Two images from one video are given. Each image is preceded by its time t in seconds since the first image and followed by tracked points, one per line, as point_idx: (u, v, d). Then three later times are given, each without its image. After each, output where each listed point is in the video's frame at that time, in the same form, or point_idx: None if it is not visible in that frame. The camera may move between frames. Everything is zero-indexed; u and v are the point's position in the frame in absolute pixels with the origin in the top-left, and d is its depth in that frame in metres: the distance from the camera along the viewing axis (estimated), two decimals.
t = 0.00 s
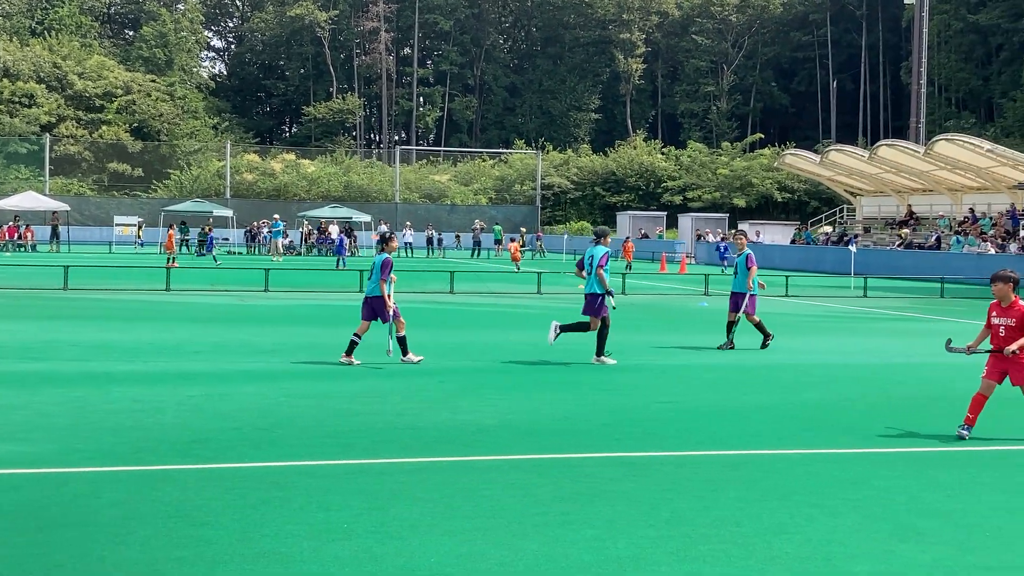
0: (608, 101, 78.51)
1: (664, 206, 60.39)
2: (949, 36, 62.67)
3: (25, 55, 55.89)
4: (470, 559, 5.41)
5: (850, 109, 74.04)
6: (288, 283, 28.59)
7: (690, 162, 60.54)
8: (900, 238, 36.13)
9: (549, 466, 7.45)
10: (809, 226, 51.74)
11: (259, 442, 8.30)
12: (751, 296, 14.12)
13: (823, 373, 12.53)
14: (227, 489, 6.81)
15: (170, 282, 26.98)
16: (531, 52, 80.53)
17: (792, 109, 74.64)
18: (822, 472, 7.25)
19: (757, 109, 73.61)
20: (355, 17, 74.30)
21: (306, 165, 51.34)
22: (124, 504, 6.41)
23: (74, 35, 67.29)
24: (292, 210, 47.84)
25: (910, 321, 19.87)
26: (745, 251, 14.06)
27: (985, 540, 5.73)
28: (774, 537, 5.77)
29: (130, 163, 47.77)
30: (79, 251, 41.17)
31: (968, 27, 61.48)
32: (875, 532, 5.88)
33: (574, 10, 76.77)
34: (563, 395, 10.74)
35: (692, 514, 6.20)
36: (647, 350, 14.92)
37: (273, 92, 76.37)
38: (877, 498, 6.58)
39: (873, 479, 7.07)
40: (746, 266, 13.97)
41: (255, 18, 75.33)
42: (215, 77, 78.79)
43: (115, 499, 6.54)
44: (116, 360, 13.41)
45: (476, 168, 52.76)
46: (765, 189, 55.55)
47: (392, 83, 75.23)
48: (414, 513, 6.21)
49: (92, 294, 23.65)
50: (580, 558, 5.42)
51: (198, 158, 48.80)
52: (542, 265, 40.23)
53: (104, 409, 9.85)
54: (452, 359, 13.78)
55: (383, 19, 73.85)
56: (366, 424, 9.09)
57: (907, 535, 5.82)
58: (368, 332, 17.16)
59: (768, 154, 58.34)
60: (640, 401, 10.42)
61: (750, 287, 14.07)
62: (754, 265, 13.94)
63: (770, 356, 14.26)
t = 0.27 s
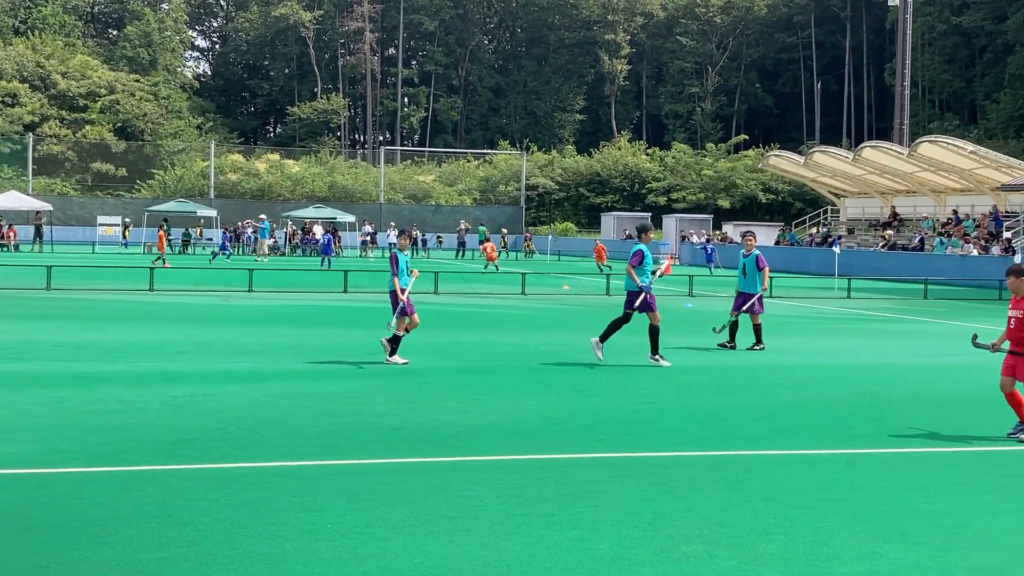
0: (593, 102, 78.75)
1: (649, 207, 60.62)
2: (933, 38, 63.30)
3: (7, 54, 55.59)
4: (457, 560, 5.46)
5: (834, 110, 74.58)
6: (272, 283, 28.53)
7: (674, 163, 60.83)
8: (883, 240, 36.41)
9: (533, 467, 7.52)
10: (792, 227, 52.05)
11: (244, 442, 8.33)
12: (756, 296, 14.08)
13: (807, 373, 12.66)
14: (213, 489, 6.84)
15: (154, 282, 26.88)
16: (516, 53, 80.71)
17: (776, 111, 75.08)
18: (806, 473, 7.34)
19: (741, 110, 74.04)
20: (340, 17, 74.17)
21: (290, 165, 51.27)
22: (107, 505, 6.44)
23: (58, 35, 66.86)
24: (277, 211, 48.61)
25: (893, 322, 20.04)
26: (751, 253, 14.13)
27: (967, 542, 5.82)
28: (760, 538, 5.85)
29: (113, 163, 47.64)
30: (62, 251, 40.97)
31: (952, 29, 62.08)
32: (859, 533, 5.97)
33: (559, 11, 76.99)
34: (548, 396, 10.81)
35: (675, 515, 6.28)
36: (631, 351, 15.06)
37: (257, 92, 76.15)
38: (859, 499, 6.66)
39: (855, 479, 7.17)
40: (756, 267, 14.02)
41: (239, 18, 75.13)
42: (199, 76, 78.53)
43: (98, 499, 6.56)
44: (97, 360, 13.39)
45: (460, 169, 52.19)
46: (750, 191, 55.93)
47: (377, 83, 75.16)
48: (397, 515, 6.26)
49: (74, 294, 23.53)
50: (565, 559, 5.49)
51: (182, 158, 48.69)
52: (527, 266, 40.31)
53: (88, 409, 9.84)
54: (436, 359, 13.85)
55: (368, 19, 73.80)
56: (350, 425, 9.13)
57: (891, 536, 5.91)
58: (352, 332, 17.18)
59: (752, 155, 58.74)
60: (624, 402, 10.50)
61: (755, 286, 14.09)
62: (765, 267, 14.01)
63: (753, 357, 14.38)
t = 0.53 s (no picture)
0: (583, 103, 78.87)
1: (639, 209, 60.75)
2: (923, 41, 63.63)
3: None
4: (448, 561, 5.51)
5: (825, 113, 74.91)
6: (263, 284, 28.51)
7: (664, 165, 60.99)
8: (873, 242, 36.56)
9: (524, 468, 7.57)
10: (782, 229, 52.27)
11: (237, 443, 8.36)
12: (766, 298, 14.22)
13: (797, 375, 12.75)
14: (206, 490, 6.87)
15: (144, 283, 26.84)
16: (506, 54, 80.90)
17: (767, 113, 75.38)
18: (795, 474, 7.41)
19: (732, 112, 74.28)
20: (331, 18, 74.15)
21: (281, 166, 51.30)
22: (99, 505, 6.48)
23: (48, 35, 66.65)
24: (267, 212, 47.80)
25: (883, 324, 20.16)
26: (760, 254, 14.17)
27: (952, 542, 5.90)
28: (749, 539, 5.91)
29: (103, 164, 47.64)
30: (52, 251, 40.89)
31: (942, 32, 62.40)
32: (846, 534, 6.04)
33: (550, 12, 77.14)
34: (539, 397, 10.87)
35: (664, 516, 6.34)
36: (622, 352, 15.13)
37: (248, 93, 76.07)
38: (847, 500, 6.74)
39: (843, 481, 7.24)
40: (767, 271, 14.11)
41: (230, 19, 75.09)
42: (190, 77, 78.44)
43: (89, 500, 6.60)
44: (87, 360, 13.40)
45: (451, 170, 52.19)
46: (740, 192, 56.11)
47: (367, 84, 75.12)
48: (388, 515, 6.31)
49: (63, 295, 23.48)
50: (555, 559, 5.54)
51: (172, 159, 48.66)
52: (517, 267, 40.40)
53: (79, 410, 9.85)
54: (428, 360, 13.89)
55: (360, 20, 73.76)
56: (342, 426, 9.16)
57: (878, 537, 5.98)
58: (344, 333, 17.20)
59: (743, 157, 58.92)
60: (615, 403, 10.56)
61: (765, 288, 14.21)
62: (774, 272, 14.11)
63: (744, 358, 14.47)
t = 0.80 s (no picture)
0: (579, 105, 78.93)
1: (635, 211, 60.75)
2: (919, 44, 63.84)
3: None
4: (443, 562, 5.53)
5: (821, 116, 75.13)
6: (258, 287, 28.47)
7: (660, 167, 61.05)
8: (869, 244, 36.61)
9: (518, 470, 7.58)
10: (779, 231, 52.32)
11: (231, 444, 8.36)
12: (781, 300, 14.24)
13: (792, 377, 12.77)
14: (199, 492, 6.88)
15: (139, 284, 26.80)
16: (502, 56, 80.98)
17: (763, 115, 75.51)
18: (790, 477, 7.43)
19: (728, 114, 74.40)
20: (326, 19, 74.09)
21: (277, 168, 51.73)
22: (94, 507, 6.48)
23: (44, 35, 66.47)
24: (263, 213, 48.09)
25: (878, 327, 20.19)
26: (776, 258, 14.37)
27: (947, 544, 5.92)
28: (744, 541, 5.93)
29: (100, 165, 48.13)
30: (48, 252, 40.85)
31: (938, 35, 62.58)
32: (841, 536, 6.06)
33: (546, 14, 77.21)
34: (534, 399, 10.87)
35: (659, 518, 6.35)
36: (617, 354, 15.14)
37: (244, 94, 76.00)
38: (841, 503, 6.75)
39: (837, 483, 7.26)
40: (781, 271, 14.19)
41: (226, 21, 75.08)
42: (186, 78, 78.41)
43: (83, 501, 6.60)
44: (81, 362, 13.37)
45: (447, 172, 52.73)
46: (736, 195, 56.18)
47: (363, 86, 75.08)
48: (383, 517, 6.32)
49: (58, 296, 23.40)
50: (550, 562, 5.55)
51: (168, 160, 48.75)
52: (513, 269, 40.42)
53: (72, 411, 9.84)
54: (423, 362, 13.89)
55: (356, 22, 73.73)
56: (337, 427, 9.16)
57: (874, 539, 6.00)
58: (339, 335, 17.19)
59: (739, 159, 59.00)
60: (610, 404, 10.58)
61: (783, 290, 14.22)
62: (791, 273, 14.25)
63: (739, 361, 14.48)
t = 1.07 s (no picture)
0: (579, 108, 78.93)
1: (634, 214, 60.76)
2: (918, 47, 63.85)
3: None
4: (444, 564, 5.52)
5: (820, 119, 75.14)
6: (257, 289, 28.45)
7: (660, 170, 61.09)
8: (868, 247, 36.61)
9: (518, 472, 7.56)
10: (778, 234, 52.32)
11: (231, 446, 8.35)
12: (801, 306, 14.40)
13: (792, 380, 12.77)
14: (198, 494, 6.86)
15: (138, 286, 26.79)
16: (502, 59, 80.99)
17: (763, 118, 75.58)
18: (790, 480, 7.42)
19: (727, 117, 74.42)
20: (327, 20, 74.10)
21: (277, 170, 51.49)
22: (92, 509, 6.46)
23: (44, 37, 66.48)
24: (262, 216, 48.07)
25: (878, 330, 20.18)
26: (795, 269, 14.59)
27: (948, 548, 5.91)
28: (745, 544, 5.92)
29: (99, 167, 47.94)
30: (47, 254, 40.85)
31: (938, 38, 62.61)
32: (842, 539, 6.05)
33: (546, 17, 77.25)
34: (533, 402, 10.86)
35: (660, 521, 6.34)
36: (617, 357, 15.13)
37: (244, 97, 76.03)
38: (842, 506, 6.75)
39: (838, 487, 7.25)
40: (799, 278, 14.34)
41: (226, 23, 75.14)
42: (186, 81, 78.45)
43: (83, 503, 6.58)
44: (81, 363, 13.35)
45: (447, 174, 52.32)
46: (735, 198, 56.18)
47: (363, 88, 75.13)
48: (383, 518, 6.31)
49: (57, 298, 23.37)
50: (550, 564, 5.54)
51: (168, 162, 48.82)
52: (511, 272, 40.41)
53: (72, 413, 9.82)
54: (423, 364, 13.88)
55: (355, 25, 73.68)
56: (337, 430, 9.16)
57: (875, 542, 5.99)
58: (338, 337, 17.17)
59: (738, 162, 58.98)
60: (610, 407, 10.56)
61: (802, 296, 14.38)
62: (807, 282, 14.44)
63: (740, 363, 14.48)
